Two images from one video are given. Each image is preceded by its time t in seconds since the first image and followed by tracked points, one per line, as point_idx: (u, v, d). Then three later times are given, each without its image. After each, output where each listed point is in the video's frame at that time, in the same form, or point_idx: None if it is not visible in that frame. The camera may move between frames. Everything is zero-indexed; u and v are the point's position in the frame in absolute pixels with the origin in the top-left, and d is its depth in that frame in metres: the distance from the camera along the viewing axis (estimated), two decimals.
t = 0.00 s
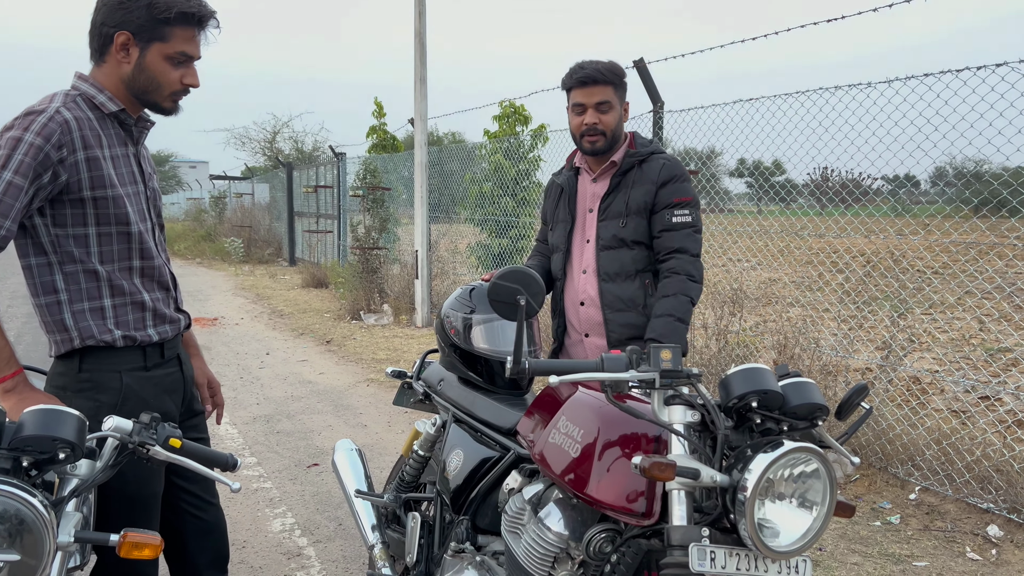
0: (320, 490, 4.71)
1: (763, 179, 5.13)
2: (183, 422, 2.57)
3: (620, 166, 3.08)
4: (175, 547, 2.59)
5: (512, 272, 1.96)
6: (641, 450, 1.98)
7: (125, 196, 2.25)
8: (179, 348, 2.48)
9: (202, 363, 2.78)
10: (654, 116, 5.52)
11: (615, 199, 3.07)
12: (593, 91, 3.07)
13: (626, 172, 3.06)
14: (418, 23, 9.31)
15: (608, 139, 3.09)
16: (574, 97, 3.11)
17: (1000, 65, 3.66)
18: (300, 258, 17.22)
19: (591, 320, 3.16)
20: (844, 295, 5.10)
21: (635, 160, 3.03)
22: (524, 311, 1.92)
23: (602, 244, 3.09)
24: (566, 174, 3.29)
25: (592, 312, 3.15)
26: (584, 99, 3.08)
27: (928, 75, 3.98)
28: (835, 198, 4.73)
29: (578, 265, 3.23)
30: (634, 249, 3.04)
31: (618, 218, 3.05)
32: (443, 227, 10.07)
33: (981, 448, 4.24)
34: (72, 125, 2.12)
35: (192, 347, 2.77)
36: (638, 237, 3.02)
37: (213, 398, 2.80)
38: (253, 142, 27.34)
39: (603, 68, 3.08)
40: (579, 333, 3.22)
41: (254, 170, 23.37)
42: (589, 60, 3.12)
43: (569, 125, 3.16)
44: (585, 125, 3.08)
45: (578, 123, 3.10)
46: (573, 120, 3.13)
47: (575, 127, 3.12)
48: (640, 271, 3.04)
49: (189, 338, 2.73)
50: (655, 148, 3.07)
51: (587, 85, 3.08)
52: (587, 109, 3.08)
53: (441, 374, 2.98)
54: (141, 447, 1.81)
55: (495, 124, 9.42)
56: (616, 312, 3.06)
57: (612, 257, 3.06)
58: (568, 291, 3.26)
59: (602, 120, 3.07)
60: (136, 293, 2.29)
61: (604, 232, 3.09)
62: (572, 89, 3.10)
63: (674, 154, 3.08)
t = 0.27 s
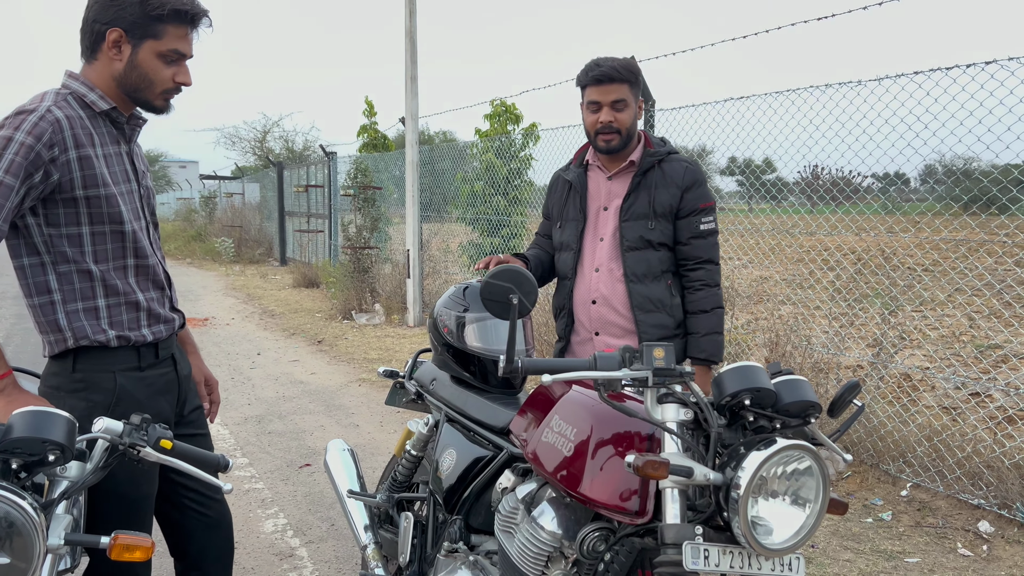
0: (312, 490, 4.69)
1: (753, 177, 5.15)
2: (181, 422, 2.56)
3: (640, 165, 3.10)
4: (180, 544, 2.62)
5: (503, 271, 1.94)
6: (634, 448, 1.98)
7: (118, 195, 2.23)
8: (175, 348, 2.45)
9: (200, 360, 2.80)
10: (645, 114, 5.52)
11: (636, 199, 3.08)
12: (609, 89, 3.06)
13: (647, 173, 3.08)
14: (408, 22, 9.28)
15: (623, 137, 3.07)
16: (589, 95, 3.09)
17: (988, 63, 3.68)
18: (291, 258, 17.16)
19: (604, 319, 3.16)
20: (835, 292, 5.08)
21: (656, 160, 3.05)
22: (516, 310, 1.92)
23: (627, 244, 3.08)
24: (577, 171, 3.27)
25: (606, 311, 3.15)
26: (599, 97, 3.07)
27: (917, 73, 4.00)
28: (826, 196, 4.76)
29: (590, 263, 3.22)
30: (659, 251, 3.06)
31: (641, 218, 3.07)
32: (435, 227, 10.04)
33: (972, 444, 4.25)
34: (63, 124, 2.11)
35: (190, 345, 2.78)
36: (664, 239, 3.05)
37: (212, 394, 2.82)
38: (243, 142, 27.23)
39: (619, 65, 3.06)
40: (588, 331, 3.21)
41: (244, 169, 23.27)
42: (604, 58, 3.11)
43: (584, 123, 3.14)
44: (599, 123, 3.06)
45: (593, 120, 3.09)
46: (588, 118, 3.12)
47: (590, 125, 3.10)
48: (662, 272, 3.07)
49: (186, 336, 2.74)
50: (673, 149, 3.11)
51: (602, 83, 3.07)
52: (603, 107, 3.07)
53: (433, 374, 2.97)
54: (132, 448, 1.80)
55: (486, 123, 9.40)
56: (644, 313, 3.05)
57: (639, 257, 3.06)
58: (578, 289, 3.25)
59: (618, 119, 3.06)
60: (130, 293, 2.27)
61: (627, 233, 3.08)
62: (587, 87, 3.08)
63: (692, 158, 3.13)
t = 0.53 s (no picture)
0: (304, 492, 4.68)
1: (744, 177, 5.18)
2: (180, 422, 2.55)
3: (664, 166, 3.08)
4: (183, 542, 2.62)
5: (495, 272, 1.96)
6: (626, 447, 1.98)
7: (114, 195, 2.22)
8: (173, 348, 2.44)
9: (204, 357, 2.83)
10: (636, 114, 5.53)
11: (661, 200, 3.06)
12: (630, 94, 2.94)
13: (670, 174, 3.07)
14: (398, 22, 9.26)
15: (642, 142, 3.01)
16: (609, 100, 2.99)
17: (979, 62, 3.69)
18: (282, 258, 17.10)
19: (621, 320, 3.11)
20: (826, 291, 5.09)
21: (681, 161, 3.05)
22: (507, 309, 1.92)
23: (650, 244, 3.06)
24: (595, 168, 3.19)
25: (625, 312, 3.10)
26: (620, 103, 2.95)
27: (907, 73, 4.01)
28: (816, 195, 4.77)
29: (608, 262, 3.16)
30: (682, 252, 3.06)
31: (666, 219, 3.05)
32: (426, 227, 10.03)
33: (962, 442, 4.27)
34: (57, 124, 2.10)
35: (193, 343, 2.81)
36: (687, 240, 3.05)
37: (216, 392, 2.84)
38: (233, 142, 27.14)
39: (639, 71, 2.94)
40: (602, 331, 3.15)
41: (234, 170, 23.18)
42: (622, 61, 2.99)
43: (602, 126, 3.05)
44: (620, 128, 2.97)
45: (613, 126, 3.00)
46: (607, 121, 3.02)
47: (610, 130, 3.01)
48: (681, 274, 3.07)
49: (188, 334, 2.77)
50: (693, 153, 3.14)
51: (622, 90, 2.95)
52: (622, 113, 2.97)
53: (425, 374, 2.96)
54: (122, 451, 1.79)
55: (478, 123, 9.40)
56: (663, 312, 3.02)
57: (662, 258, 3.04)
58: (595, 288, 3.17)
59: (637, 125, 2.97)
60: (128, 293, 2.26)
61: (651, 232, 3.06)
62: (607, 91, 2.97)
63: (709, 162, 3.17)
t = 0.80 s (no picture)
0: (296, 494, 4.66)
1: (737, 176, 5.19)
2: (182, 424, 2.55)
3: (677, 167, 3.18)
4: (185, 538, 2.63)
5: (485, 273, 1.97)
6: (617, 447, 1.98)
7: (122, 194, 2.22)
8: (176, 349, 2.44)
9: (212, 360, 2.83)
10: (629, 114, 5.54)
11: (672, 201, 3.15)
12: (645, 95, 3.03)
13: (683, 176, 3.17)
14: (390, 23, 9.24)
15: (657, 143, 3.09)
16: (625, 100, 3.06)
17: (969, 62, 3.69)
18: (274, 259, 17.06)
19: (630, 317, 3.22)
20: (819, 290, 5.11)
21: (693, 165, 3.15)
22: (498, 309, 1.90)
23: (656, 243, 3.16)
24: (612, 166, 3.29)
25: (634, 309, 3.22)
26: (635, 103, 3.04)
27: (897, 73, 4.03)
28: (807, 194, 4.79)
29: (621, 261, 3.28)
30: (688, 253, 3.16)
31: (675, 220, 3.15)
32: (418, 227, 10.01)
33: (953, 440, 4.28)
34: (65, 124, 2.10)
35: (201, 345, 2.81)
36: (694, 242, 3.15)
37: (227, 394, 2.85)
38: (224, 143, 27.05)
39: (656, 72, 3.03)
40: (615, 328, 3.28)
41: (225, 170, 23.11)
42: (642, 63, 3.07)
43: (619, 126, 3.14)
44: (636, 128, 3.05)
45: (627, 126, 3.07)
46: (623, 121, 3.12)
47: (625, 129, 3.10)
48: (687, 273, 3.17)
49: (196, 335, 2.79)
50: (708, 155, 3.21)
51: (639, 90, 3.03)
52: (638, 113, 3.06)
53: (416, 376, 2.95)
54: (111, 454, 1.78)
55: (470, 123, 9.39)
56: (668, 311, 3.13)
57: (667, 257, 3.14)
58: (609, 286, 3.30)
59: (652, 125, 3.06)
60: (134, 292, 2.26)
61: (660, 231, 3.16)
62: (623, 92, 3.04)
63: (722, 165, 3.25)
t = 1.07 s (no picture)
0: (290, 495, 4.66)
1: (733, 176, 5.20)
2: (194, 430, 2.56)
3: (683, 172, 3.21)
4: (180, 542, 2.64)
5: (475, 273, 1.98)
6: (610, 447, 1.98)
7: (149, 193, 2.25)
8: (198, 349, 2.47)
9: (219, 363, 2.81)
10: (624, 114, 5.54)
11: (678, 206, 3.19)
12: (653, 98, 3.10)
13: (689, 181, 3.20)
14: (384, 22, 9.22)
15: (663, 144, 3.13)
16: (633, 102, 3.13)
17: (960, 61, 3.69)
18: (268, 260, 17.03)
19: (631, 317, 3.29)
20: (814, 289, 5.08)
21: (700, 170, 3.17)
22: (490, 310, 1.89)
23: (662, 248, 3.20)
24: (619, 167, 3.34)
25: (637, 310, 3.28)
26: (642, 105, 3.11)
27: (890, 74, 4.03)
28: (802, 193, 4.79)
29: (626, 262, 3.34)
30: (691, 257, 3.21)
31: (680, 225, 3.19)
32: (413, 228, 10.00)
33: (946, 438, 4.30)
34: (98, 123, 2.12)
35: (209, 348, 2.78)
36: (699, 247, 3.20)
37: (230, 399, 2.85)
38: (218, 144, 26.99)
39: (663, 75, 3.09)
40: (616, 327, 3.35)
41: (219, 171, 23.05)
42: (650, 66, 3.14)
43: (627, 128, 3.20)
44: (642, 130, 3.11)
45: (635, 128, 3.13)
46: (631, 122, 3.16)
47: (632, 130, 3.15)
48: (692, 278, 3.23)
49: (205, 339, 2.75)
50: (715, 159, 3.24)
51: (646, 92, 3.10)
52: (645, 115, 3.11)
53: (409, 376, 2.94)
54: (102, 455, 1.78)
55: (464, 124, 9.39)
56: (672, 315, 3.19)
57: (672, 261, 3.20)
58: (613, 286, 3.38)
59: (659, 127, 3.10)
60: (157, 290, 2.28)
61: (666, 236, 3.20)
62: (631, 95, 3.12)
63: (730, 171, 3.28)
